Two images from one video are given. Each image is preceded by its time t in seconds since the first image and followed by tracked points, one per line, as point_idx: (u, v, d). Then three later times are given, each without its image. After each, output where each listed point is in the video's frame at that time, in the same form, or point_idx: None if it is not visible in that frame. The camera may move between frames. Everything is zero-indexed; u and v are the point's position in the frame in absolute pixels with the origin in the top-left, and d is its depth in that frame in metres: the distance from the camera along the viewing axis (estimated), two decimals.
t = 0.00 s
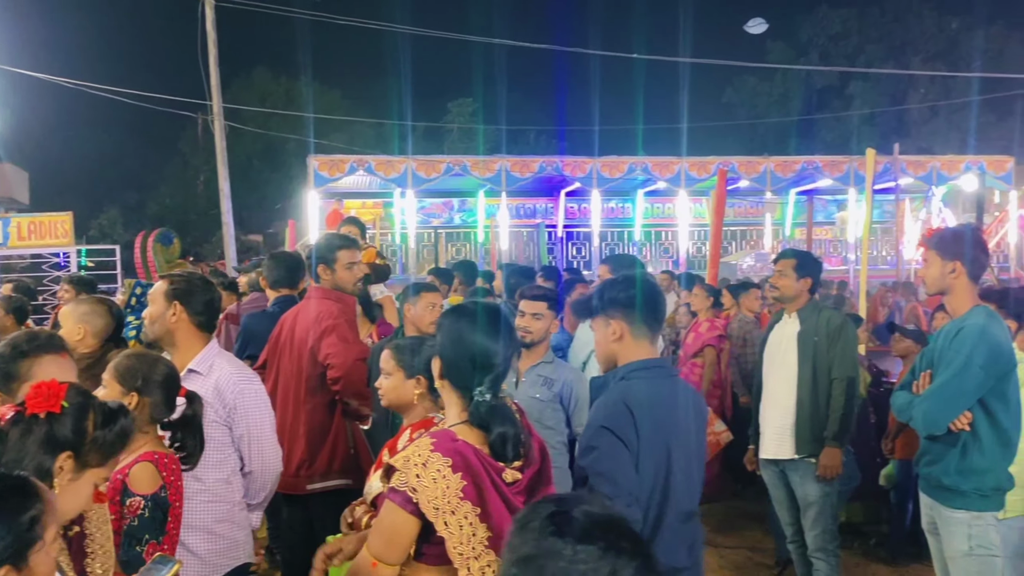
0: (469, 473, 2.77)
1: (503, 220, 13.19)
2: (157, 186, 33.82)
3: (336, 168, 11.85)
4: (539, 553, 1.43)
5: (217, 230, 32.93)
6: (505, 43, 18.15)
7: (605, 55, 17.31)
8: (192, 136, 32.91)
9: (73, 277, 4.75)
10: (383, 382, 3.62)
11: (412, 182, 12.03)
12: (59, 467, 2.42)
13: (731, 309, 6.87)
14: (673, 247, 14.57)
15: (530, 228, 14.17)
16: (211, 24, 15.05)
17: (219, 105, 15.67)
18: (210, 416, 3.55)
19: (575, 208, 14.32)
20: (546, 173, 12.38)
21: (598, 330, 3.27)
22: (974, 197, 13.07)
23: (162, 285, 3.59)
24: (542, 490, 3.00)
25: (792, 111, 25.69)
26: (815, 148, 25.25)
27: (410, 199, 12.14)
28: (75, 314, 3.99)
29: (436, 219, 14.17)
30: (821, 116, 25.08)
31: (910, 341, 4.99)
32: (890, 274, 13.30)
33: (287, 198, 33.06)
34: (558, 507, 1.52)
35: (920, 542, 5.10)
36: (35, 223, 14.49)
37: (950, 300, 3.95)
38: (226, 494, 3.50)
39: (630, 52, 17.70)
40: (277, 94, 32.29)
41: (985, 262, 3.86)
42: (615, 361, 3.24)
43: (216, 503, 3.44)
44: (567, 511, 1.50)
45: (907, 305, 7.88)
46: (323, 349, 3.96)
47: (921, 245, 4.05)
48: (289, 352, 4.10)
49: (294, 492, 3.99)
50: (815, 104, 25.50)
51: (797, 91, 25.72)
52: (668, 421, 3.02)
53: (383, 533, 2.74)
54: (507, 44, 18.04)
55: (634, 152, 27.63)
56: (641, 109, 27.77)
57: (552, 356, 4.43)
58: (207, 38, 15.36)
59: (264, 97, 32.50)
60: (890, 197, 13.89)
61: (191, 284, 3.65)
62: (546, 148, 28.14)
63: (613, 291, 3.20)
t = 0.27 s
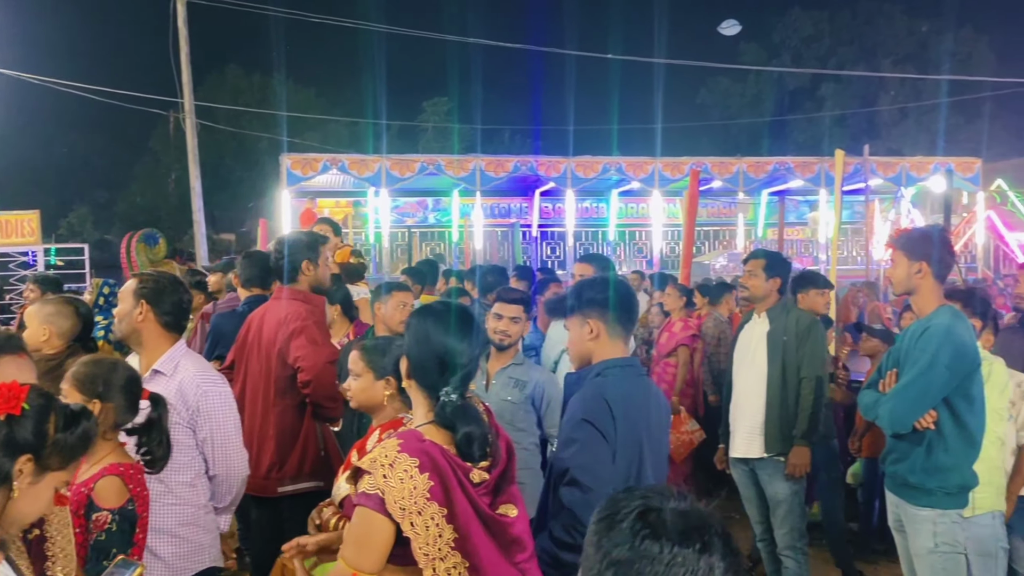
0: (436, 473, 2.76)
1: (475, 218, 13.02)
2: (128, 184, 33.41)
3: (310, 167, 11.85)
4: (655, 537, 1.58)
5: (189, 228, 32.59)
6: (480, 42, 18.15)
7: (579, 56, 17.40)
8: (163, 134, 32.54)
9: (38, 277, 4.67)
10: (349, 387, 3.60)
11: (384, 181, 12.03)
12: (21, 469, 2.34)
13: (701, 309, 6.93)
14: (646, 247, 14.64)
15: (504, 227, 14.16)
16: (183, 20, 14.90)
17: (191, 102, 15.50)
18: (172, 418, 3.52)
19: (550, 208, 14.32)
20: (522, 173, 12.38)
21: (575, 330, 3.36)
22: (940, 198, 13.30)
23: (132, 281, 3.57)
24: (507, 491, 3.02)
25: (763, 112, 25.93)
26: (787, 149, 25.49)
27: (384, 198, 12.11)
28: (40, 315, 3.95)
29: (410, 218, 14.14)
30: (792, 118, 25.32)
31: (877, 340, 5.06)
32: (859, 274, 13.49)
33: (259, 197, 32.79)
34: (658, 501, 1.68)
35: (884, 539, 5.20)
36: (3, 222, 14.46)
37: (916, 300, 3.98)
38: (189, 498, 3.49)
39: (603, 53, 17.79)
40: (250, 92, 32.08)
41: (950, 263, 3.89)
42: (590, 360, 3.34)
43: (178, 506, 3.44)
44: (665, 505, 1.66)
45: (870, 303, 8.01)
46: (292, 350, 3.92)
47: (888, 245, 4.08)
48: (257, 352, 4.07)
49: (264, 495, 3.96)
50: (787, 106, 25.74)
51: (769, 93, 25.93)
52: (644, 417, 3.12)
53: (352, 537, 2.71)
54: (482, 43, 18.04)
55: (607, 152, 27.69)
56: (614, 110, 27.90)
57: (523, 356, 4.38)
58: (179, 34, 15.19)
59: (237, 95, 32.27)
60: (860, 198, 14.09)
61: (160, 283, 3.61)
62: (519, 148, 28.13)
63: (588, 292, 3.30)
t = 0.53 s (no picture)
0: (411, 467, 2.74)
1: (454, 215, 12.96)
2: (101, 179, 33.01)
3: (285, 163, 11.70)
4: (626, 493, 1.60)
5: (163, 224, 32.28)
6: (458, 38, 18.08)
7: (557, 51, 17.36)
8: (137, 129, 32.15)
9: (8, 273, 4.59)
10: (324, 382, 3.56)
11: (361, 177, 11.95)
12: None
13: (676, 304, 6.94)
14: (623, 244, 14.74)
15: (481, 225, 14.29)
16: (157, 14, 14.68)
17: (165, 97, 15.30)
18: (141, 416, 3.45)
19: (529, 204, 14.33)
20: (499, 170, 12.33)
21: (551, 324, 3.36)
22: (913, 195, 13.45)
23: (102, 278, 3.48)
24: (481, 484, 3.01)
25: (739, 108, 26.05)
26: (763, 146, 25.62)
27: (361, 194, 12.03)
28: (9, 311, 3.87)
29: (387, 215, 14.17)
30: (768, 115, 25.46)
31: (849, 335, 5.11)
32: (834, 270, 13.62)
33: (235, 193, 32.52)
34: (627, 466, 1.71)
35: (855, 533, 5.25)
36: None
37: (886, 295, 4.02)
38: (157, 497, 3.44)
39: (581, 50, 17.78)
40: (226, 87, 31.77)
41: (919, 259, 3.94)
42: (569, 355, 3.33)
43: (146, 504, 3.40)
44: (632, 470, 1.68)
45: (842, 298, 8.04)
46: (272, 345, 3.89)
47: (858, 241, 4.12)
48: (231, 348, 4.03)
49: (238, 492, 3.93)
50: (763, 103, 25.85)
51: (745, 89, 26.03)
52: (626, 407, 3.14)
53: (330, 532, 2.69)
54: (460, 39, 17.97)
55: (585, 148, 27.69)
56: (591, 106, 27.91)
57: (498, 355, 4.38)
58: (153, 28, 14.97)
59: (213, 91, 31.98)
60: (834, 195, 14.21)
61: (132, 277, 3.54)
62: (497, 144, 28.05)
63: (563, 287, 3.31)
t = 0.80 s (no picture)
0: (390, 459, 2.58)
1: (434, 208, 12.92)
2: (78, 171, 32.69)
3: (264, 155, 11.84)
4: (520, 492, 1.52)
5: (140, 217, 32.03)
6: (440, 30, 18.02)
7: (538, 45, 17.35)
8: (113, 121, 31.85)
9: None
10: (298, 377, 3.53)
11: (340, 169, 11.91)
12: None
13: (654, 296, 7.06)
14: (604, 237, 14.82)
15: (462, 217, 14.26)
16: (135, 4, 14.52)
17: (142, 89, 15.15)
18: (118, 409, 3.30)
19: (507, 197, 14.37)
20: (479, 162, 12.41)
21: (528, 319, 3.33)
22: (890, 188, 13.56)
23: (70, 277, 3.32)
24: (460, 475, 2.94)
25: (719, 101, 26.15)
26: (743, 140, 25.73)
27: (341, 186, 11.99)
28: None
29: (367, 207, 14.08)
30: (747, 109, 25.58)
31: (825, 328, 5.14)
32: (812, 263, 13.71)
33: (213, 185, 32.30)
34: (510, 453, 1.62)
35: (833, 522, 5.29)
36: None
37: (860, 287, 4.06)
38: (134, 490, 3.31)
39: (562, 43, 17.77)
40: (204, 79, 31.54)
41: (894, 251, 3.98)
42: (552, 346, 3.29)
43: (124, 498, 3.28)
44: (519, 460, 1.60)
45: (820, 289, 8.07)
46: (257, 336, 3.89)
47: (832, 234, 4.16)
48: (204, 341, 3.98)
49: (218, 487, 3.88)
50: (742, 98, 25.97)
51: (725, 84, 26.16)
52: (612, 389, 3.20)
53: (307, 529, 2.50)
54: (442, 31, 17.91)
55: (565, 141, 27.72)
56: (571, 100, 27.96)
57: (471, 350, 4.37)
58: (130, 19, 14.79)
59: (191, 83, 31.75)
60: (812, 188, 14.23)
61: (106, 269, 3.42)
62: (477, 137, 28.02)
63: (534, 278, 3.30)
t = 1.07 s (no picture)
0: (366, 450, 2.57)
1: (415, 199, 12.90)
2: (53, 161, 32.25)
3: (243, 146, 11.63)
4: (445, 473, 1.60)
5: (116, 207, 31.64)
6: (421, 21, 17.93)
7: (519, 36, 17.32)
8: (89, 110, 31.41)
9: None
10: (274, 368, 3.50)
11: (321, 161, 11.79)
12: None
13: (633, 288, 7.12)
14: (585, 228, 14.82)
15: (442, 209, 14.20)
16: None
17: (119, 78, 14.96)
18: (97, 401, 3.26)
19: (489, 188, 14.34)
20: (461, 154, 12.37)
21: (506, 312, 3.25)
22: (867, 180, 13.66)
23: (42, 269, 3.31)
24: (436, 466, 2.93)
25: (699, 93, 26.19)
26: (722, 132, 25.79)
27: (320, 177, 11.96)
28: None
29: (347, 198, 14.11)
30: (727, 101, 25.66)
31: (802, 319, 5.18)
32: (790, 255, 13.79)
33: (191, 175, 31.96)
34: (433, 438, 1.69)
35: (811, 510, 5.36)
36: None
37: (836, 277, 4.08)
38: (112, 483, 3.27)
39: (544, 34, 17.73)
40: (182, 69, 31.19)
41: (870, 242, 4.00)
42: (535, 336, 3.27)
43: (101, 491, 3.23)
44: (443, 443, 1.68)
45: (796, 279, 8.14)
46: (236, 326, 3.89)
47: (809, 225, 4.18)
48: (179, 333, 3.94)
49: (197, 478, 3.86)
50: (722, 90, 26.08)
51: (705, 76, 26.23)
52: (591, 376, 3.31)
53: (285, 520, 2.47)
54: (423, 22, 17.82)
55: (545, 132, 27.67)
56: (552, 92, 27.93)
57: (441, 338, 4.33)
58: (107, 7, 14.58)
59: (168, 73, 31.40)
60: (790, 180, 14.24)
61: (78, 261, 3.41)
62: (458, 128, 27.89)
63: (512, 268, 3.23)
